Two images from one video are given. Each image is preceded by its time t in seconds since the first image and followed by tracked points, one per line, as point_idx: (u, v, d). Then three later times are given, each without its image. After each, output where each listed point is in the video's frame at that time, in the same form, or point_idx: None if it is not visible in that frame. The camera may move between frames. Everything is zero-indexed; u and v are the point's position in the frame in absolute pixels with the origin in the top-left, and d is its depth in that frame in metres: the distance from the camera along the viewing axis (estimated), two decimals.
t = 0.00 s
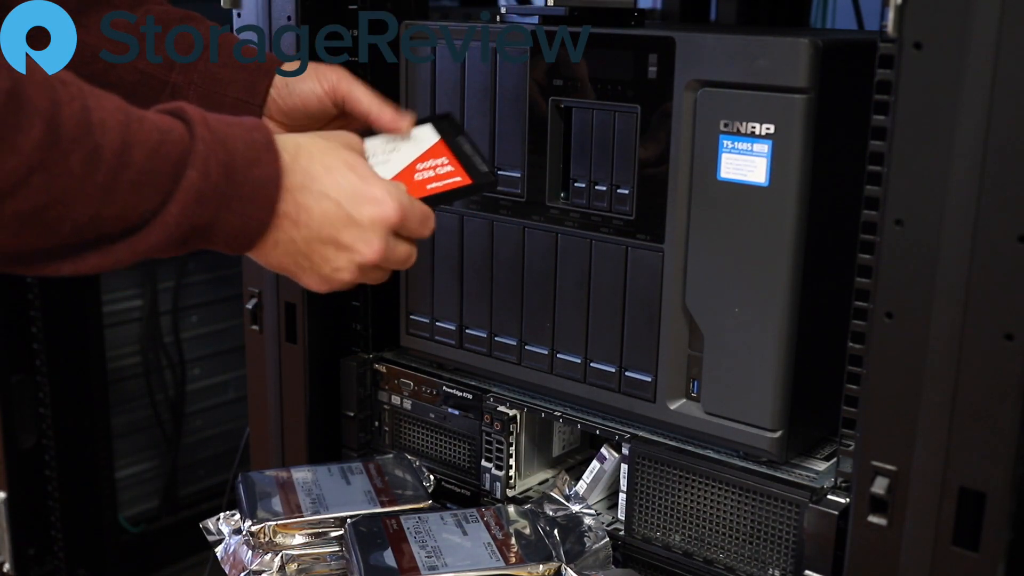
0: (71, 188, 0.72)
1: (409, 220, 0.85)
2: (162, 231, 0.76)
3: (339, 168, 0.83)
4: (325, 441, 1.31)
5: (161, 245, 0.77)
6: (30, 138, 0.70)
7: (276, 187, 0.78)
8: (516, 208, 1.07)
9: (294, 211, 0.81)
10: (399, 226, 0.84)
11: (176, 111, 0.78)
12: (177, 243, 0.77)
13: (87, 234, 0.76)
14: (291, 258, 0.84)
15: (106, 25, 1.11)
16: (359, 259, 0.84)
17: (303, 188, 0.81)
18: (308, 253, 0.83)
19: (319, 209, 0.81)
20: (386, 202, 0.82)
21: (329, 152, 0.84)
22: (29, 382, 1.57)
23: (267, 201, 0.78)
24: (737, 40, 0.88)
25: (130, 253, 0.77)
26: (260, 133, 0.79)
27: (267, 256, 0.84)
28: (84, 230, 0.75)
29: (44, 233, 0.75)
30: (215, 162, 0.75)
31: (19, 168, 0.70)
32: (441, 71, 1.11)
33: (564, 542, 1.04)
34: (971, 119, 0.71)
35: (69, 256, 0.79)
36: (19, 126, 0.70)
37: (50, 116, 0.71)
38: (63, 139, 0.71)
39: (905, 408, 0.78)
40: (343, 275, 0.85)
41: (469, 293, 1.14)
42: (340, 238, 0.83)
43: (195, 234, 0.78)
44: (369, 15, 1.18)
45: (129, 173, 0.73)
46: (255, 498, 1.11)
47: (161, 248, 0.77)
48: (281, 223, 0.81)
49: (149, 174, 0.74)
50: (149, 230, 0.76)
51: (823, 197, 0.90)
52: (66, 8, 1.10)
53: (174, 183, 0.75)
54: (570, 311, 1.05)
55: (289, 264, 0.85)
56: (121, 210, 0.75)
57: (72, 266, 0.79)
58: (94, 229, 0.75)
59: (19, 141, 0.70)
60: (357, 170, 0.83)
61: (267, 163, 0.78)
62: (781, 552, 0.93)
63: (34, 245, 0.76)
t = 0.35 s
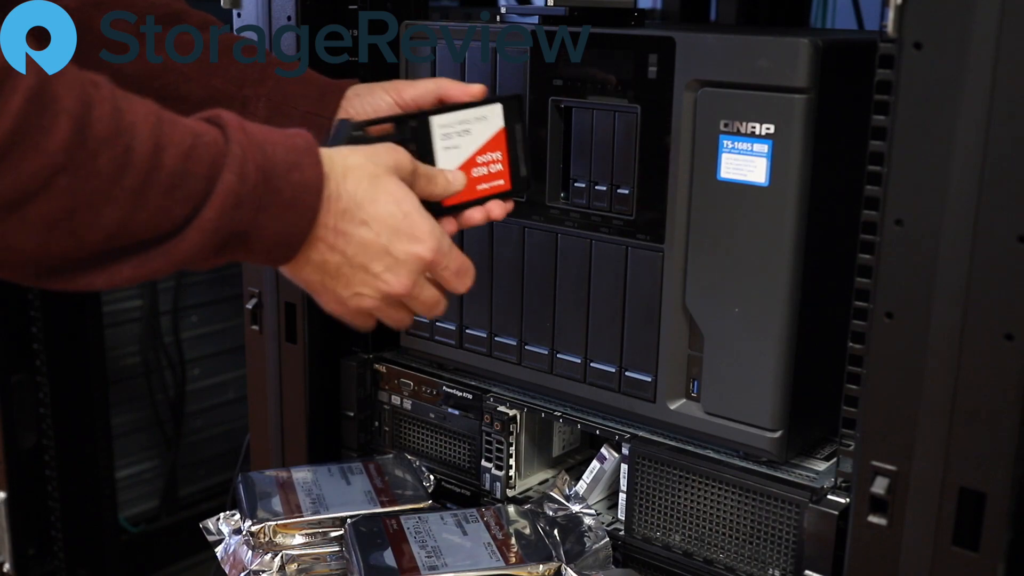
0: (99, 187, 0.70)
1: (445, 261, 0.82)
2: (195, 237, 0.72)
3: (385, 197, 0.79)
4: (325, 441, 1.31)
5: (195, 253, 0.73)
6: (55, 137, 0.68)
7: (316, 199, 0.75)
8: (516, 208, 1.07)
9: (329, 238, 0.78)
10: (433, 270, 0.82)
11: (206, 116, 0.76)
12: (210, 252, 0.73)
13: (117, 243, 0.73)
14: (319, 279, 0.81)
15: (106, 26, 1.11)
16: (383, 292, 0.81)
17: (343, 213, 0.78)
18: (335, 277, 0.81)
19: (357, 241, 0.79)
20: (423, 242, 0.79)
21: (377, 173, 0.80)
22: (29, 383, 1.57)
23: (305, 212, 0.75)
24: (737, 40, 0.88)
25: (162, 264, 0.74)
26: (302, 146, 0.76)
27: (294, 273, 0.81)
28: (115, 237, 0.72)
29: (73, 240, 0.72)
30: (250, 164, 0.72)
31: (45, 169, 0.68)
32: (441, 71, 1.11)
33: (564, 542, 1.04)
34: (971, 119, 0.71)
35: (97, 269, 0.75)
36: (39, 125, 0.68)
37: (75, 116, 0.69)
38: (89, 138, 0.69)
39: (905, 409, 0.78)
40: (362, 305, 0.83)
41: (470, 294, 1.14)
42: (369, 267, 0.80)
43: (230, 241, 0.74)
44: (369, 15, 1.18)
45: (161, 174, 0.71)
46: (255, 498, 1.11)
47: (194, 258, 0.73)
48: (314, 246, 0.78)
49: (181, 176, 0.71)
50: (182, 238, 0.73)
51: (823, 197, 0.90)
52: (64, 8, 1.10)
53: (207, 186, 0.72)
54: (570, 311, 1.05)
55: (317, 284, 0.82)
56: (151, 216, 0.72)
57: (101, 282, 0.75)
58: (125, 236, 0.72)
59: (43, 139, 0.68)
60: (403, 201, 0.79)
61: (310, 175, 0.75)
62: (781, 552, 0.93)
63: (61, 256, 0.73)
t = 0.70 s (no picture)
0: (52, 184, 0.70)
1: (427, 177, 0.82)
2: (154, 221, 0.73)
3: (340, 144, 0.80)
4: (325, 441, 1.31)
5: (154, 237, 0.73)
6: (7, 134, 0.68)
7: (268, 171, 0.76)
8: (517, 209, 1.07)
9: (300, 202, 0.79)
10: (421, 183, 0.82)
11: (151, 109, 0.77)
12: (170, 236, 0.74)
13: (74, 240, 0.73)
14: (325, 248, 0.82)
15: (106, 25, 1.12)
16: (389, 231, 0.81)
17: (303, 176, 0.79)
18: (336, 238, 0.81)
19: (333, 188, 0.80)
20: (396, 163, 0.80)
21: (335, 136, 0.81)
22: (29, 383, 1.57)
23: (263, 185, 0.76)
24: (737, 39, 0.88)
25: (125, 255, 0.74)
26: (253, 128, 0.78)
27: (300, 256, 0.82)
28: (65, 233, 0.72)
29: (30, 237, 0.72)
30: (201, 147, 0.74)
31: None
32: (441, 71, 1.11)
33: (564, 542, 1.04)
34: (971, 119, 0.71)
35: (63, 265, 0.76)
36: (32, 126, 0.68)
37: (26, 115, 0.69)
38: (46, 139, 0.70)
39: (905, 409, 0.78)
40: (378, 257, 0.82)
41: (470, 293, 1.14)
42: (364, 206, 0.80)
43: (189, 223, 0.75)
44: (369, 15, 1.18)
45: (110, 166, 0.71)
46: (255, 498, 1.11)
47: (155, 243, 0.74)
48: (280, 217, 0.79)
49: (131, 164, 0.72)
50: (140, 224, 0.73)
51: (823, 197, 0.90)
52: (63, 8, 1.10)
53: (161, 172, 0.73)
54: (570, 311, 1.05)
55: (330, 256, 0.83)
56: (109, 207, 0.72)
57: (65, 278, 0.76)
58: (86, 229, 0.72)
59: None
60: (358, 138, 0.81)
61: (258, 151, 0.76)
62: (781, 552, 0.93)
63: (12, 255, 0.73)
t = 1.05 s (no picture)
0: (62, 184, 0.71)
1: (423, 145, 0.83)
2: (165, 222, 0.73)
3: (336, 130, 0.81)
4: (325, 442, 1.31)
5: (166, 236, 0.74)
6: (17, 135, 0.69)
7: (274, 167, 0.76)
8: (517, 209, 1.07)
9: (308, 193, 0.80)
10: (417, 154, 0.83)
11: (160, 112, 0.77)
12: (181, 236, 0.74)
13: (86, 241, 0.74)
14: (339, 233, 0.83)
15: (106, 25, 1.12)
16: (399, 205, 0.82)
17: (308, 169, 0.79)
18: (349, 222, 0.82)
19: (338, 174, 0.80)
20: (394, 139, 0.81)
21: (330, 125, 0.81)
22: (29, 382, 1.57)
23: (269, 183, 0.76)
24: (737, 39, 0.88)
25: (137, 255, 0.74)
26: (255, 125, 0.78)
27: (317, 246, 0.83)
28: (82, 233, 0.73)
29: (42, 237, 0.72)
30: (209, 148, 0.74)
31: (5, 169, 0.69)
32: (441, 71, 1.11)
33: (564, 543, 1.04)
34: (971, 119, 0.71)
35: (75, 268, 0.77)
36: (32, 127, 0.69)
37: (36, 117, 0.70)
38: (53, 139, 0.70)
39: (904, 409, 0.78)
40: (393, 232, 0.84)
41: (470, 293, 1.14)
42: (371, 185, 0.81)
43: (200, 224, 0.75)
44: (370, 16, 1.18)
45: (121, 166, 0.72)
46: (255, 498, 1.11)
47: (167, 243, 0.74)
48: (291, 211, 0.80)
49: (139, 163, 0.72)
50: (151, 224, 0.74)
51: (823, 197, 0.90)
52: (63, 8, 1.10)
53: (171, 174, 0.73)
54: (570, 311, 1.05)
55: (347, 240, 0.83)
56: (119, 207, 0.72)
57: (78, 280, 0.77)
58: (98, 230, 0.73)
59: None
60: (351, 121, 0.81)
61: (267, 149, 0.77)
62: (781, 552, 0.93)
63: (25, 256, 0.74)
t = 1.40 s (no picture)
0: (88, 194, 0.72)
1: (434, 161, 0.84)
2: (184, 235, 0.74)
3: (349, 150, 0.82)
4: (325, 441, 1.31)
5: (183, 251, 0.75)
6: (45, 140, 0.70)
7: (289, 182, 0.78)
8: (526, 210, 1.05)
9: (323, 212, 0.81)
10: (429, 171, 0.84)
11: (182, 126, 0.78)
12: (197, 251, 0.75)
13: (106, 252, 0.75)
14: (353, 251, 0.84)
15: (106, 25, 1.11)
16: (411, 223, 0.83)
17: (323, 187, 0.81)
18: (362, 239, 0.83)
19: (351, 193, 0.81)
20: (405, 159, 0.82)
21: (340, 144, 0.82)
22: (29, 383, 1.57)
23: (285, 200, 0.77)
24: (737, 39, 0.88)
25: (155, 268, 0.75)
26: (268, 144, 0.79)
27: (331, 263, 0.84)
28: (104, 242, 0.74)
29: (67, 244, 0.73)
30: (229, 164, 0.75)
31: (32, 178, 0.70)
32: (441, 71, 1.11)
33: (564, 542, 1.04)
34: (971, 119, 0.71)
35: (91, 279, 0.77)
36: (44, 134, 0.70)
37: (62, 124, 0.71)
38: (77, 147, 0.72)
39: (904, 409, 0.78)
40: (406, 248, 0.85)
41: (470, 293, 1.14)
42: (384, 203, 0.82)
43: (216, 239, 0.76)
44: (370, 16, 1.18)
45: (144, 179, 0.73)
46: (255, 498, 1.11)
47: (184, 257, 0.75)
48: (306, 229, 0.81)
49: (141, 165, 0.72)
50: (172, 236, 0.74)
51: (823, 197, 0.90)
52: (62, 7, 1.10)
53: (192, 189, 0.74)
54: (570, 311, 1.05)
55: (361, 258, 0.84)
56: (139, 219, 0.73)
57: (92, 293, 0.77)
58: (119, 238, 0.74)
59: (27, 148, 0.70)
60: (363, 141, 0.83)
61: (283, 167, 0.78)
62: (781, 552, 0.93)
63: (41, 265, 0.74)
